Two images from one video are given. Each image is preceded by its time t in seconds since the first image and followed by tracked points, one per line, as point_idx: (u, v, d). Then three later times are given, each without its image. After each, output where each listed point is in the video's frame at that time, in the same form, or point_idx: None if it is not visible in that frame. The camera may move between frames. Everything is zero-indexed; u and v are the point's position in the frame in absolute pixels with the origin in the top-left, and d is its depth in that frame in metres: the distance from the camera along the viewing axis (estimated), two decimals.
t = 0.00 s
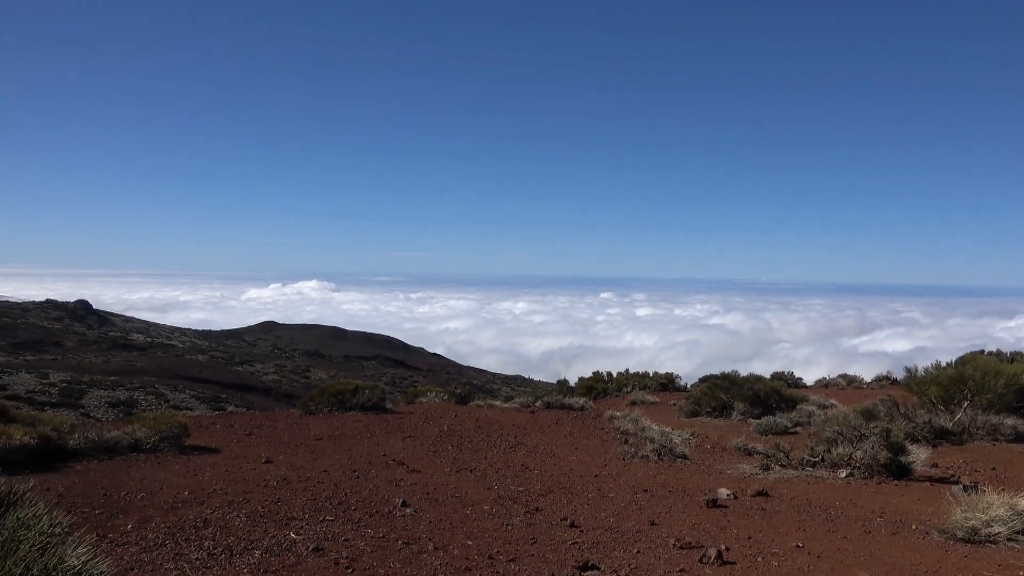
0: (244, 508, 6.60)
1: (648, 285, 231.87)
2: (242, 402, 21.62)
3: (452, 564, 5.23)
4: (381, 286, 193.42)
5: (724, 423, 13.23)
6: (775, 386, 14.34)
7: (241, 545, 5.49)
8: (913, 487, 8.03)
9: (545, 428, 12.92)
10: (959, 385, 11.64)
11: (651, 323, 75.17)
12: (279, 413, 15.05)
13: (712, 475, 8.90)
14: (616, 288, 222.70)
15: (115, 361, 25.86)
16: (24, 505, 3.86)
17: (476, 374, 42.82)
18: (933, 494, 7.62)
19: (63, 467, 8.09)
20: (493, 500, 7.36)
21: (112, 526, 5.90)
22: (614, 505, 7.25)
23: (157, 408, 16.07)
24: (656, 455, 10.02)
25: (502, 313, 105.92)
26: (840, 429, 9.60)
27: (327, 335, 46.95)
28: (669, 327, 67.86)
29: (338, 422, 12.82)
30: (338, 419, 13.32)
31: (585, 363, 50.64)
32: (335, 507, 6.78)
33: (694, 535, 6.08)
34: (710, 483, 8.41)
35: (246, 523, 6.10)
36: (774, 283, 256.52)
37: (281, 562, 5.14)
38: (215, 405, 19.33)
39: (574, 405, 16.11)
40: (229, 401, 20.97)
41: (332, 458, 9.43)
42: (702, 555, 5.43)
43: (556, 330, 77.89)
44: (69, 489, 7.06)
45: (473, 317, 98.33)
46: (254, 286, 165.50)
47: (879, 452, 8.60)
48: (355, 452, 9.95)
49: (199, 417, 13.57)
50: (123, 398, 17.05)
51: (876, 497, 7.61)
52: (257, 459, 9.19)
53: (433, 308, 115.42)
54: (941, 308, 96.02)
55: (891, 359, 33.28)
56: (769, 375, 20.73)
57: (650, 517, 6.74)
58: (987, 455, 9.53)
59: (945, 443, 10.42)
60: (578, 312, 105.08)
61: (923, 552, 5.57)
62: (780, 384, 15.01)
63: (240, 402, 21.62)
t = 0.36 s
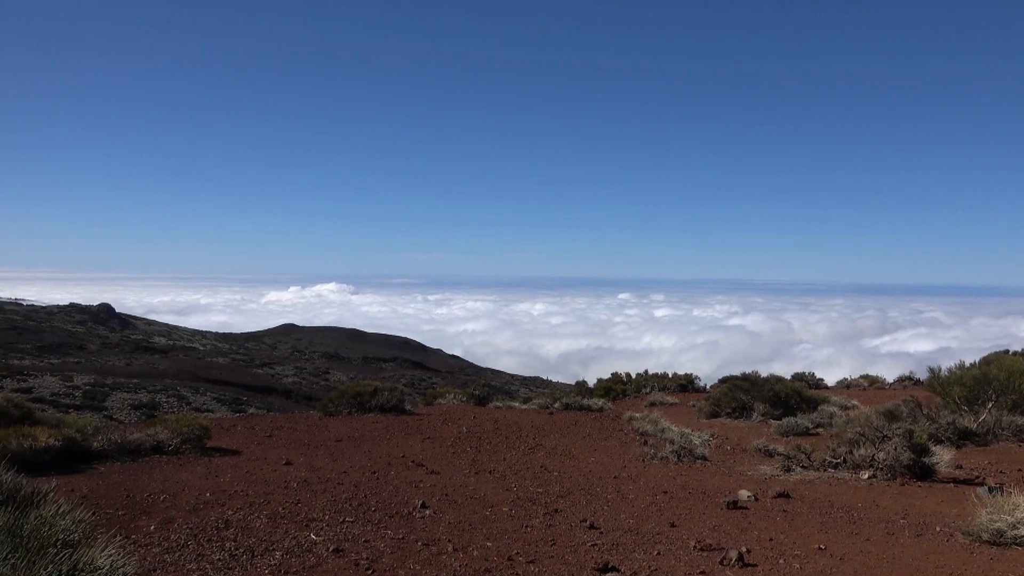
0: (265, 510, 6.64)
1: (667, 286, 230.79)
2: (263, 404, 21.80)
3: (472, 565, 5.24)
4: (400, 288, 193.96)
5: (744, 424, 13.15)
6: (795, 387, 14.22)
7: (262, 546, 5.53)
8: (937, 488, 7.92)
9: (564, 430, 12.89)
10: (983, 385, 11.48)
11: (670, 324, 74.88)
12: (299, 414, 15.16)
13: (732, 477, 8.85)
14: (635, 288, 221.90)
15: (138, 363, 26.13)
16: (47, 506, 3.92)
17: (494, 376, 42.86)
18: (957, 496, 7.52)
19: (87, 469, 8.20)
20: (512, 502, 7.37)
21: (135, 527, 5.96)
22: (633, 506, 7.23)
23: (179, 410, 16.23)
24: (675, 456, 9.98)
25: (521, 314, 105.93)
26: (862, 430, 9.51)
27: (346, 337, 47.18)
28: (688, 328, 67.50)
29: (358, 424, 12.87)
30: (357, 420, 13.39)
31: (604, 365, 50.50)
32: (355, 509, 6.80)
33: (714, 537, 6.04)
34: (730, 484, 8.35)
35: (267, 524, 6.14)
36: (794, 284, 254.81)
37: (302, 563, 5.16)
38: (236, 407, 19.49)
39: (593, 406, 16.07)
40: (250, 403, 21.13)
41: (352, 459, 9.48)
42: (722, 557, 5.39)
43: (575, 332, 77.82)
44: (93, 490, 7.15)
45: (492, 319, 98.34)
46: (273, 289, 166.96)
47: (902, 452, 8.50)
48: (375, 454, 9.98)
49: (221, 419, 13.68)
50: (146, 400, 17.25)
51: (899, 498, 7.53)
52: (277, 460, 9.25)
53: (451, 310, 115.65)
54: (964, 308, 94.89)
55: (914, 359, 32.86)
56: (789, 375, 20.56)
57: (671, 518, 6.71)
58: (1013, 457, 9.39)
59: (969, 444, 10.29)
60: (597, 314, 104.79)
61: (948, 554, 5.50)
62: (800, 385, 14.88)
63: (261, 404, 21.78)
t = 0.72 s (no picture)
0: (285, 510, 6.68)
1: (686, 287, 229.58)
2: (282, 405, 21.92)
3: (490, 567, 5.25)
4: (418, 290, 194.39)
5: (763, 426, 13.05)
6: (815, 389, 14.09)
7: (282, 547, 5.57)
8: (960, 492, 7.83)
9: (582, 432, 12.85)
10: (1008, 387, 11.32)
11: (689, 326, 74.48)
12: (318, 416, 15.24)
13: (752, 480, 8.79)
14: (653, 290, 220.83)
15: (158, 365, 26.36)
16: (71, 506, 3.98)
17: (511, 377, 42.81)
18: (981, 500, 7.44)
19: (110, 469, 8.30)
20: (530, 504, 7.36)
21: (157, 527, 6.02)
22: (652, 509, 7.20)
23: (199, 412, 16.35)
24: (694, 459, 9.93)
25: (538, 316, 105.88)
26: (883, 433, 9.42)
27: (364, 339, 47.34)
28: (707, 330, 67.10)
29: (376, 425, 12.91)
30: (375, 422, 13.43)
31: (621, 366, 50.30)
32: (374, 510, 6.83)
33: (733, 541, 6.00)
34: (750, 487, 8.30)
35: (286, 525, 6.17)
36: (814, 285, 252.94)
37: (321, 564, 5.19)
38: (255, 408, 19.61)
39: (610, 408, 16.02)
40: (269, 404, 21.25)
41: (371, 461, 9.51)
42: (741, 561, 5.36)
43: (593, 334, 77.66)
44: (114, 491, 7.22)
45: (509, 321, 98.21)
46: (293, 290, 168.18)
47: (924, 456, 8.41)
48: (393, 455, 10.01)
49: (241, 420, 13.75)
50: (166, 402, 17.40)
51: (921, 502, 7.44)
52: (297, 461, 9.31)
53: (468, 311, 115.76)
54: (988, 309, 93.67)
55: (937, 361, 32.47)
56: (809, 378, 20.37)
57: (690, 521, 6.68)
58: None
59: (992, 447, 10.16)
60: (614, 315, 104.51)
61: (972, 559, 5.43)
62: (821, 387, 14.74)
63: (280, 405, 21.89)
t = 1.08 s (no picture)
0: (302, 511, 6.72)
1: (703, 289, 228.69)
2: (299, 406, 22.03)
3: (506, 569, 5.24)
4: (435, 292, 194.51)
5: (781, 430, 12.97)
6: (835, 393, 13.97)
7: (299, 547, 5.60)
8: (982, 497, 7.73)
9: (598, 434, 12.81)
10: None
11: (706, 328, 74.14)
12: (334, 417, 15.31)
13: (770, 483, 8.73)
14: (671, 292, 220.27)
15: (177, 365, 26.58)
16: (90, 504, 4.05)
17: (528, 379, 42.78)
18: (1003, 506, 7.35)
19: (130, 468, 8.38)
20: (546, 506, 7.35)
21: (177, 527, 6.07)
22: (669, 512, 7.17)
23: (217, 412, 16.45)
24: (711, 462, 9.88)
25: (555, 318, 105.80)
26: (903, 437, 9.33)
27: (380, 340, 47.49)
28: (725, 332, 66.70)
29: (392, 427, 12.94)
30: (391, 423, 13.46)
31: (638, 369, 50.12)
32: (391, 511, 6.84)
33: (751, 545, 5.96)
34: (767, 491, 8.24)
35: (304, 526, 6.21)
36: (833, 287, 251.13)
37: (338, 565, 5.20)
38: (272, 409, 19.71)
39: (627, 411, 15.96)
40: (286, 405, 21.35)
41: (387, 462, 9.54)
42: (760, 565, 5.32)
43: (610, 335, 77.50)
44: (134, 490, 7.29)
45: (525, 323, 98.17)
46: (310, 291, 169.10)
47: (945, 461, 8.32)
48: (410, 457, 10.03)
49: (259, 421, 13.83)
50: (185, 402, 17.54)
51: (942, 507, 7.36)
52: (314, 462, 9.36)
53: (484, 313, 115.85)
54: (1010, 312, 92.51)
55: (958, 364, 32.09)
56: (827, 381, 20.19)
57: (707, 525, 6.64)
58: None
59: (1015, 452, 10.02)
60: (631, 317, 104.23)
61: (994, 565, 5.37)
62: (840, 390, 14.61)
63: (297, 406, 21.99)
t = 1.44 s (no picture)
0: (319, 511, 6.74)
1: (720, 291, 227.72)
2: (315, 407, 22.16)
3: (522, 572, 5.23)
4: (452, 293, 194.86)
5: (799, 433, 12.88)
6: (854, 396, 13.85)
7: (316, 547, 5.62)
8: (1005, 504, 7.62)
9: (614, 437, 12.78)
10: None
11: (722, 331, 73.79)
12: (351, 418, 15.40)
13: (788, 488, 8.66)
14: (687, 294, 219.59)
15: (196, 365, 26.81)
16: (114, 503, 4.07)
17: (543, 381, 42.78)
18: None
19: (148, 467, 8.45)
20: (562, 509, 7.34)
21: (194, 526, 6.11)
22: (685, 516, 7.13)
23: (235, 412, 16.57)
24: (728, 466, 9.82)
25: (570, 320, 105.66)
26: (923, 441, 9.24)
27: (396, 341, 47.66)
28: (742, 335, 66.35)
29: (408, 428, 12.97)
30: (407, 424, 13.50)
31: (654, 371, 49.96)
32: (407, 512, 6.85)
33: (769, 549, 5.92)
34: (785, 495, 8.18)
35: (321, 526, 6.23)
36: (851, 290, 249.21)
37: (354, 565, 5.22)
38: (289, 409, 19.84)
39: (643, 413, 15.92)
40: (303, 405, 21.48)
41: (403, 463, 9.56)
42: (777, 570, 5.27)
43: (626, 338, 77.35)
44: (152, 489, 7.35)
45: (541, 325, 98.16)
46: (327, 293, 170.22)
47: (966, 466, 8.22)
48: (425, 458, 10.05)
49: (277, 421, 13.92)
50: (203, 402, 17.68)
51: (963, 513, 7.27)
52: (330, 462, 9.40)
53: (500, 315, 115.93)
54: None
55: (979, 369, 31.74)
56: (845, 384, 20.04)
57: (724, 529, 6.60)
58: None
59: None
60: (647, 319, 103.90)
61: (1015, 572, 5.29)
62: (858, 394, 14.49)
63: (314, 407, 22.11)
